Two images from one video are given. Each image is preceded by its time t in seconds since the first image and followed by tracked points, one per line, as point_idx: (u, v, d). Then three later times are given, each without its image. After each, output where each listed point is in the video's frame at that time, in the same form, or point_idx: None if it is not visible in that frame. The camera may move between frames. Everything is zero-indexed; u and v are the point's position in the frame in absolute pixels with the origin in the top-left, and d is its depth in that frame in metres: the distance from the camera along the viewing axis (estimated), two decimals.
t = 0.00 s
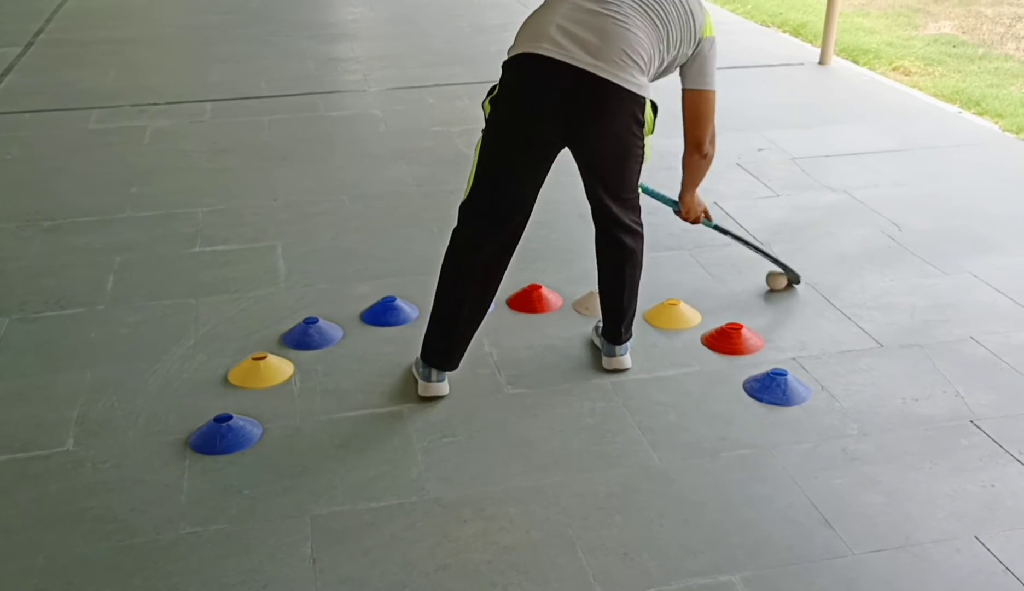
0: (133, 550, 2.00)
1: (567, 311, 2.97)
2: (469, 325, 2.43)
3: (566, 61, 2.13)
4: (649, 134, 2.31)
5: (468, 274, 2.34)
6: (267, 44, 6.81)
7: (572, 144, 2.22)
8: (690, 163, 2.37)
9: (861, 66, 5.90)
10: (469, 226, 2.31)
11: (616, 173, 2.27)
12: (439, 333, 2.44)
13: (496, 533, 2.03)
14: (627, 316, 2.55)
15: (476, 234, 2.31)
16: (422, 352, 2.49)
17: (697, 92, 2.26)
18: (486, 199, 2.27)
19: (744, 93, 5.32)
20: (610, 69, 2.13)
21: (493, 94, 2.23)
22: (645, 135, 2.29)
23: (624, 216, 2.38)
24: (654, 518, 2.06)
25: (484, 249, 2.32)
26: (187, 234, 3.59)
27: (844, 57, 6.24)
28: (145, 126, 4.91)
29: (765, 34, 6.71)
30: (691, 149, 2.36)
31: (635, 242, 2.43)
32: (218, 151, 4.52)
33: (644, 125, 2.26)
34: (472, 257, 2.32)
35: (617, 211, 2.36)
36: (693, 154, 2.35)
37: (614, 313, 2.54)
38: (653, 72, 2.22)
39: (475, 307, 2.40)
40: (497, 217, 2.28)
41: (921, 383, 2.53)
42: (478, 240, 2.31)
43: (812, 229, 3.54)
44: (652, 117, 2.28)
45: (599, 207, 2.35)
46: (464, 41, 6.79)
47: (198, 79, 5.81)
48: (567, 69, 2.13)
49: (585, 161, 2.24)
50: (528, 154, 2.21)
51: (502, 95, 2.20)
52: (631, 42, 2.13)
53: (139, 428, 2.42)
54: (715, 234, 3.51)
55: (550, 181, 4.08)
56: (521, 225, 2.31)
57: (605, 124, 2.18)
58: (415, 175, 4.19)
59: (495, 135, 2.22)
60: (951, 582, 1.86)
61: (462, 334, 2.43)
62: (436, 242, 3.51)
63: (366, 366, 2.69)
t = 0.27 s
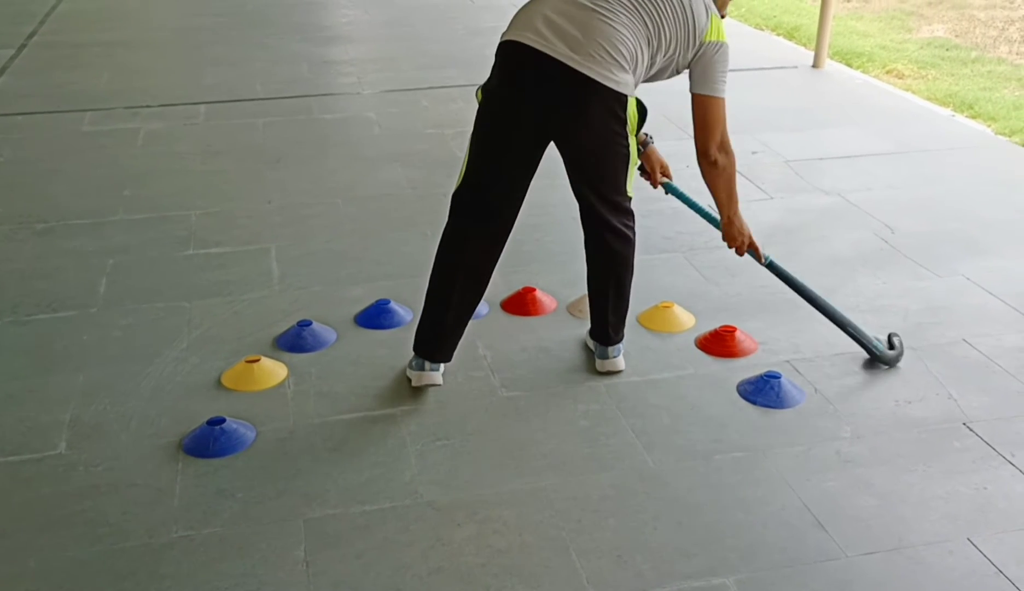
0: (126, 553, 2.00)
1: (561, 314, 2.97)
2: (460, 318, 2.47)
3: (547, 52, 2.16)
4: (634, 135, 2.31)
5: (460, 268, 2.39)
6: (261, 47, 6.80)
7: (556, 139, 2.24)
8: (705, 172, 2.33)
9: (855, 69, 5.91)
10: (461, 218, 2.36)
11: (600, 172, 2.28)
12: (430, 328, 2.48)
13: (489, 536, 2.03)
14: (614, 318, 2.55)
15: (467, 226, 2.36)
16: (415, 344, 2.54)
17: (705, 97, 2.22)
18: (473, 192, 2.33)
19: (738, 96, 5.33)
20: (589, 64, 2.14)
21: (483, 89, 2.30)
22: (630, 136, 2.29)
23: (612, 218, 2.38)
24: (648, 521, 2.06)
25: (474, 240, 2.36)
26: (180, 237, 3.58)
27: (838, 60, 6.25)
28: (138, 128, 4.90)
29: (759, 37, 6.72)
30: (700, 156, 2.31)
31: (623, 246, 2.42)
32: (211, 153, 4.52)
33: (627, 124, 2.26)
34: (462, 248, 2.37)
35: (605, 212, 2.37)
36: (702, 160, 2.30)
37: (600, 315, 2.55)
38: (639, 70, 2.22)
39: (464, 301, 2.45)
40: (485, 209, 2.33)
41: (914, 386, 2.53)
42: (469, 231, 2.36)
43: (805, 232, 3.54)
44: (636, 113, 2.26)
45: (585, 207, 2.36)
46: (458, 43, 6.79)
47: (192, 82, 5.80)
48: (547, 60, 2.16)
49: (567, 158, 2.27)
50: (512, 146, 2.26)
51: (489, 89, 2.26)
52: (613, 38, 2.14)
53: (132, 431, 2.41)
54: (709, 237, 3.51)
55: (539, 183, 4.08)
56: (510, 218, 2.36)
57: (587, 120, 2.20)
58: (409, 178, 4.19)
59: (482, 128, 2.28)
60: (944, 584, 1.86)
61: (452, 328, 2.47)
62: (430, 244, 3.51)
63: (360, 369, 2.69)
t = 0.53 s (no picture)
0: (119, 557, 1.99)
1: (556, 317, 2.97)
2: (460, 313, 2.49)
3: (547, 52, 2.16)
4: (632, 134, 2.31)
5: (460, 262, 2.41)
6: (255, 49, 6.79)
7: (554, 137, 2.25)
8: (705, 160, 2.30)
9: (849, 72, 5.93)
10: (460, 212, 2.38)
11: (596, 172, 2.29)
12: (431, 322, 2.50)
13: (485, 539, 2.02)
14: (607, 320, 2.55)
15: (466, 220, 2.37)
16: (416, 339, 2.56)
17: (705, 84, 2.19)
18: (473, 187, 2.34)
19: (733, 99, 5.33)
20: (589, 63, 2.15)
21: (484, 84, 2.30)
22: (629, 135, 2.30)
23: (607, 219, 2.38)
24: (643, 524, 2.06)
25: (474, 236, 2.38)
26: (175, 239, 3.58)
27: (832, 63, 6.27)
28: (132, 130, 4.89)
29: (753, 40, 6.73)
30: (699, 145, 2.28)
31: (619, 248, 2.42)
32: (205, 155, 4.51)
33: (625, 123, 2.27)
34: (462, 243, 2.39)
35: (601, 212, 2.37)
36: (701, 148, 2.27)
37: (593, 316, 2.55)
38: (640, 66, 2.22)
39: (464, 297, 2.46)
40: (484, 205, 2.35)
41: (909, 388, 2.53)
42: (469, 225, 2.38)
43: (800, 234, 3.55)
44: (635, 110, 2.28)
45: (581, 208, 2.36)
46: (453, 46, 6.79)
47: (186, 84, 5.79)
48: (547, 60, 2.16)
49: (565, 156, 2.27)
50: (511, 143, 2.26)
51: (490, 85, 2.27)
52: (612, 36, 2.14)
53: (126, 434, 2.40)
54: (704, 239, 3.51)
55: (535, 185, 4.07)
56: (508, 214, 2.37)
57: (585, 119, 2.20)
58: (403, 180, 4.19)
59: (482, 124, 2.28)
60: (939, 587, 1.86)
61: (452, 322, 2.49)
62: (425, 247, 3.51)
63: (355, 371, 2.68)
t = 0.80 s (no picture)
0: (113, 559, 1.98)
1: (552, 318, 2.97)
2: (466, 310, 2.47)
3: (560, 54, 2.19)
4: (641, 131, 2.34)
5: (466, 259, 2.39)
6: (250, 50, 6.79)
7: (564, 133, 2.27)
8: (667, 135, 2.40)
9: (844, 73, 5.94)
10: (468, 209, 2.37)
11: (603, 170, 2.31)
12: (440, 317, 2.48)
13: (480, 540, 2.02)
14: (605, 320, 2.56)
15: (473, 218, 2.37)
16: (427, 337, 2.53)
17: (694, 65, 2.29)
18: (481, 183, 2.34)
19: (728, 99, 5.34)
20: (603, 64, 2.19)
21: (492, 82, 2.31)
22: (636, 134, 2.33)
23: (609, 219, 2.40)
24: (639, 525, 2.06)
25: (483, 234, 2.37)
26: (169, 241, 3.57)
27: (827, 64, 6.28)
28: (126, 132, 4.88)
29: (748, 41, 6.74)
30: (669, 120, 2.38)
31: (620, 248, 2.44)
32: (200, 157, 4.50)
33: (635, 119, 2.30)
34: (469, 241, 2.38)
35: (603, 211, 2.38)
36: (672, 125, 2.37)
37: (591, 316, 2.55)
38: (648, 60, 2.28)
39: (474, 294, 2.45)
40: (492, 203, 2.34)
41: (904, 389, 2.54)
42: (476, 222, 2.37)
43: (796, 235, 3.55)
44: (643, 109, 2.31)
45: (584, 207, 2.37)
46: (448, 47, 6.78)
47: (180, 85, 5.78)
48: (560, 62, 2.19)
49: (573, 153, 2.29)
50: (522, 138, 2.27)
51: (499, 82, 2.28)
52: (621, 33, 2.19)
53: (120, 436, 2.39)
54: (699, 240, 3.52)
55: (542, 187, 4.07)
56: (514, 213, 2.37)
57: (596, 115, 2.23)
58: (399, 182, 4.18)
59: (491, 121, 2.29)
60: (936, 587, 1.86)
61: (463, 319, 2.47)
62: (421, 248, 3.50)
63: (350, 373, 2.68)
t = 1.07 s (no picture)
0: (109, 561, 1.97)
1: (548, 317, 2.96)
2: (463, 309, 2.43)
3: (570, 59, 2.19)
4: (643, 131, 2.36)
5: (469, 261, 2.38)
6: (245, 50, 6.78)
7: (569, 134, 2.27)
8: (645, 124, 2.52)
9: (839, 72, 5.94)
10: (469, 210, 2.35)
11: (605, 170, 2.30)
12: (442, 320, 2.45)
13: (478, 541, 2.02)
14: (602, 320, 2.55)
15: (474, 219, 2.35)
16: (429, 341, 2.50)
17: (674, 62, 2.38)
18: (483, 185, 2.32)
19: (723, 99, 5.34)
20: (613, 67, 2.20)
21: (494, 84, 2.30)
22: (641, 132, 2.36)
23: (611, 220, 2.40)
24: (637, 525, 2.05)
25: (485, 235, 2.35)
26: (164, 242, 3.56)
27: (822, 63, 6.28)
28: (121, 132, 4.86)
29: (743, 40, 6.74)
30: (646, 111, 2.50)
31: (619, 247, 2.44)
32: (195, 157, 4.49)
33: (639, 120, 2.31)
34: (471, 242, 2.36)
35: (605, 212, 2.38)
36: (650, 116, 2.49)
37: (589, 315, 2.55)
38: (653, 61, 2.29)
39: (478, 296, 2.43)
40: (495, 204, 2.32)
41: (900, 387, 2.54)
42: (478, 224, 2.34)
43: (792, 234, 3.55)
44: (648, 110, 2.35)
45: (585, 206, 2.37)
46: (443, 47, 6.78)
47: (175, 85, 5.77)
48: (570, 66, 2.19)
49: (576, 153, 2.28)
50: (527, 139, 2.26)
51: (503, 84, 2.27)
52: (630, 35, 2.20)
53: (116, 437, 2.39)
54: (695, 239, 3.52)
55: (543, 188, 4.05)
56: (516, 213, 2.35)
57: (603, 116, 2.23)
58: (394, 182, 4.18)
59: (494, 122, 2.28)
60: (933, 585, 1.86)
61: (466, 320, 2.44)
62: (417, 248, 3.50)
63: (346, 373, 2.67)
